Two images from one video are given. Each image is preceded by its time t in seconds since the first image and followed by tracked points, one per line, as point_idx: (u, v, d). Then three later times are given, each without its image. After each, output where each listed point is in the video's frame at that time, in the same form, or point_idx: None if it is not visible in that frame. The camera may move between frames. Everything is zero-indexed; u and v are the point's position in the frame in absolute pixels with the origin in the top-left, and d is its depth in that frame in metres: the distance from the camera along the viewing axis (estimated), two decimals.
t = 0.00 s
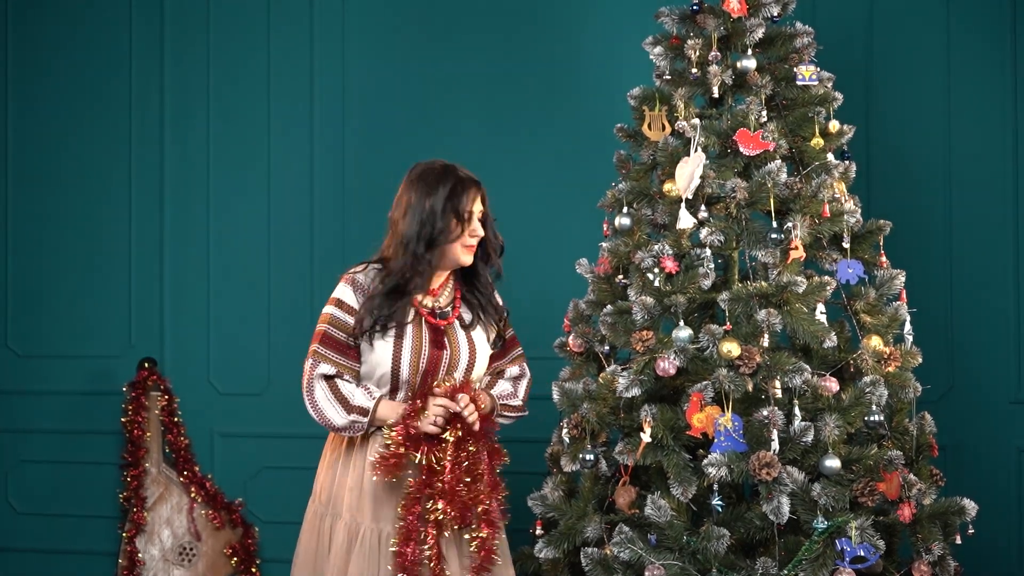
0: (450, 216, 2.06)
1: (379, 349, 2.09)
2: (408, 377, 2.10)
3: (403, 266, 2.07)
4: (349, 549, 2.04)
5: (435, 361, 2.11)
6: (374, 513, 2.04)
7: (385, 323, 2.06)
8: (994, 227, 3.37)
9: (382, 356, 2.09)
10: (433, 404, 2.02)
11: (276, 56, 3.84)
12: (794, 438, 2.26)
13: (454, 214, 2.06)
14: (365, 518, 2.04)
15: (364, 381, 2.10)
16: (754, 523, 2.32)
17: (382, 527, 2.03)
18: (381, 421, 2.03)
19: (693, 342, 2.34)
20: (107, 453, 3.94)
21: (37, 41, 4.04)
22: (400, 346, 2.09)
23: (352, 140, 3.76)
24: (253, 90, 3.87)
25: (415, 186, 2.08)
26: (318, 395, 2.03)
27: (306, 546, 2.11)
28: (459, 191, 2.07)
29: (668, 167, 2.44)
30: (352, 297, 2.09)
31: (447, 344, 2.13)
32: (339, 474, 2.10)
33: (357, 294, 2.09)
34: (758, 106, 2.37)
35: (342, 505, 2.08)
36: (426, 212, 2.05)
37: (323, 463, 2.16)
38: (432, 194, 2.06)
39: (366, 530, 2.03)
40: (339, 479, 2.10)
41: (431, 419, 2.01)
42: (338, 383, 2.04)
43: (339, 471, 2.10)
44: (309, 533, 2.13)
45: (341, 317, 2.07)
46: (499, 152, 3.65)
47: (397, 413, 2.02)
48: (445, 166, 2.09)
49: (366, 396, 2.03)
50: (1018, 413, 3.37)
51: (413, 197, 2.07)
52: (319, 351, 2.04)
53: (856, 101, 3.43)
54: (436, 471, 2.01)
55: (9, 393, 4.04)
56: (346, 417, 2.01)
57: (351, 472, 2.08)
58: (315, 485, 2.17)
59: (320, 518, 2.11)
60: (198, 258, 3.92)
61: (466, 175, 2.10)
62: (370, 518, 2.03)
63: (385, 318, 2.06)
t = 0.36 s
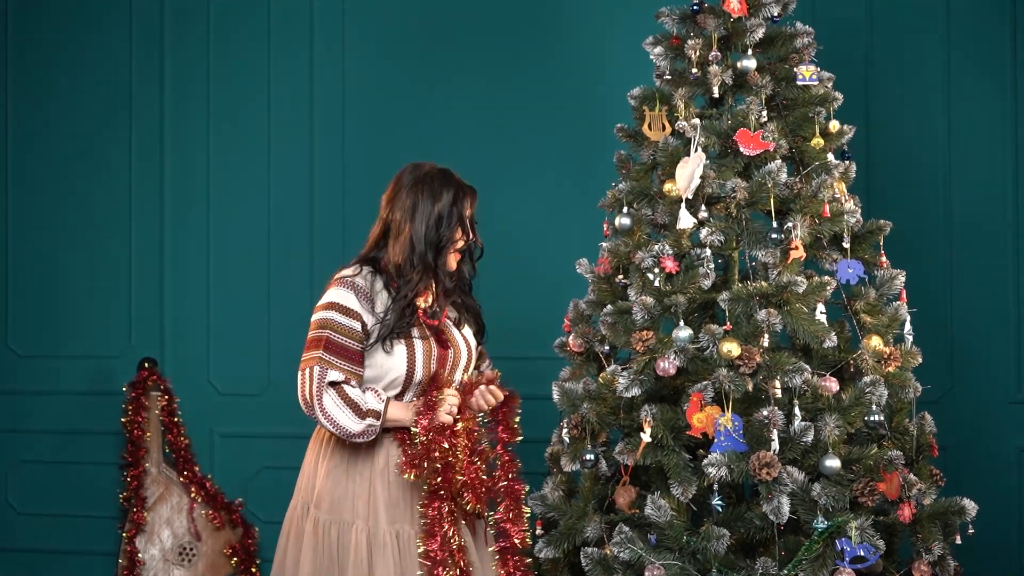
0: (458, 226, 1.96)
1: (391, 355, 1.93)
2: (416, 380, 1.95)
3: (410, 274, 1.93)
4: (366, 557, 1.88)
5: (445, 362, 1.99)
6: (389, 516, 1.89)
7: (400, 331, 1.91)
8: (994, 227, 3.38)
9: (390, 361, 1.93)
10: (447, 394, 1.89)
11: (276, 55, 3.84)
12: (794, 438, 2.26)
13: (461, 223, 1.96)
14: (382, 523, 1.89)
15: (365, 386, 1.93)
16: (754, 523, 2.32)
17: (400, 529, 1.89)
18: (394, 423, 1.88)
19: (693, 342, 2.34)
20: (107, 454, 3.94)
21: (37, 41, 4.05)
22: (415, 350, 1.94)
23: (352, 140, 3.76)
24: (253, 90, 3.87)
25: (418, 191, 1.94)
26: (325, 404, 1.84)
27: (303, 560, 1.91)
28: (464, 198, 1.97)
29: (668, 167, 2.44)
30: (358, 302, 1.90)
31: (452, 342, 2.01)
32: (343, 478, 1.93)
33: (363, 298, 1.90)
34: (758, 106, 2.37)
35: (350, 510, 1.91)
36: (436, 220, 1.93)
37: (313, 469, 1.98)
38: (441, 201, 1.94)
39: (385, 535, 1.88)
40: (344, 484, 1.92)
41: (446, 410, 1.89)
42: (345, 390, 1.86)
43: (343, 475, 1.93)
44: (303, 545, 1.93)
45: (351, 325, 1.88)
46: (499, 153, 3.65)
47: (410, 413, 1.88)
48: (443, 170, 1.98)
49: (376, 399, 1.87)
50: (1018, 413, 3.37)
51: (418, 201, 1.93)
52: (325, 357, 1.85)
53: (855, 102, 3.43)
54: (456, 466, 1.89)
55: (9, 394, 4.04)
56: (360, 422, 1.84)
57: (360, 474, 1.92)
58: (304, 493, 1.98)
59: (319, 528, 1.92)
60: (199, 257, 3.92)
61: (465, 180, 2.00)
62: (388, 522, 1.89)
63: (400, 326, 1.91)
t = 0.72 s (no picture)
0: (395, 210, 2.18)
1: (377, 345, 2.12)
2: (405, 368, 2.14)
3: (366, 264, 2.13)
4: (369, 553, 2.06)
5: (436, 351, 2.18)
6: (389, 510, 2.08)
7: (377, 319, 2.10)
8: (994, 227, 3.37)
9: (378, 351, 2.12)
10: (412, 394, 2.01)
11: (276, 56, 3.84)
12: (794, 438, 2.26)
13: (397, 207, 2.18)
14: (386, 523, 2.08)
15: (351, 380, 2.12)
16: (754, 523, 2.32)
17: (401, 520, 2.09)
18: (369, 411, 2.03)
19: (693, 342, 2.34)
20: (107, 454, 3.95)
21: (37, 41, 4.05)
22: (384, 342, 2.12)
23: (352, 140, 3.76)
24: (253, 91, 3.87)
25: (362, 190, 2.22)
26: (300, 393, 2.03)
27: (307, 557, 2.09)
28: (399, 188, 2.19)
29: (668, 167, 2.44)
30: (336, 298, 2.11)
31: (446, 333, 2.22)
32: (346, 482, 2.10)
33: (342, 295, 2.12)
34: (758, 106, 2.37)
35: (351, 508, 2.09)
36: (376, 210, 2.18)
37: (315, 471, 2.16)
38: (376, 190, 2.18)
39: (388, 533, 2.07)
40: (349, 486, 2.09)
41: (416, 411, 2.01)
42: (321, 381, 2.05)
43: (342, 477, 2.11)
44: (304, 542, 2.11)
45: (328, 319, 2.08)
46: (498, 153, 3.65)
47: (380, 410, 2.02)
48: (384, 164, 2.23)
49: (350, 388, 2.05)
50: (1018, 413, 3.37)
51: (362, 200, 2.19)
52: (306, 349, 2.05)
53: (855, 102, 3.43)
54: (431, 460, 2.03)
55: (10, 394, 4.04)
56: (329, 414, 2.02)
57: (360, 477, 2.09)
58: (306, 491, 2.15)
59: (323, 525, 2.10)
60: (199, 258, 3.92)
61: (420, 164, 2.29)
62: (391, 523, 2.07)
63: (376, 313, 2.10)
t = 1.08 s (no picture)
0: (379, 209, 2.27)
1: (351, 346, 2.23)
2: (377, 371, 2.22)
3: (345, 261, 2.28)
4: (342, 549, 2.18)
5: (412, 357, 2.23)
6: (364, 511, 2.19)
7: (345, 317, 2.21)
8: (994, 227, 3.37)
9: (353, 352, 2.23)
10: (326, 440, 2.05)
11: (276, 55, 3.84)
12: (794, 438, 2.26)
13: (379, 207, 2.27)
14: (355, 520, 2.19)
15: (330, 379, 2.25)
16: (754, 523, 2.32)
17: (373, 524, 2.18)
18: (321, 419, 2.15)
19: (693, 342, 2.35)
20: (107, 454, 3.95)
21: (37, 41, 4.05)
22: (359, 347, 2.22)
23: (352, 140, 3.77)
24: (253, 91, 3.87)
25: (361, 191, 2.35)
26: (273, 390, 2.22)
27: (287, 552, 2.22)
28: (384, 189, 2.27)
29: (668, 167, 2.44)
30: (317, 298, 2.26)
31: (426, 341, 2.26)
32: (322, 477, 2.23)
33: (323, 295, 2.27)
34: (758, 106, 2.37)
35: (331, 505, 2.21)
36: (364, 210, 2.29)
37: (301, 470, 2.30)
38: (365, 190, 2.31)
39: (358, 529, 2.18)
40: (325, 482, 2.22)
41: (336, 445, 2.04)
42: (294, 382, 2.20)
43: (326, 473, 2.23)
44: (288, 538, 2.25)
45: (305, 316, 2.23)
46: (498, 153, 3.66)
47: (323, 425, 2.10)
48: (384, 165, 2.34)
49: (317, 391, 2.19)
50: (1018, 413, 3.37)
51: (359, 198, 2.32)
52: (285, 350, 2.21)
53: (855, 102, 3.43)
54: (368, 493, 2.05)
55: (10, 393, 4.04)
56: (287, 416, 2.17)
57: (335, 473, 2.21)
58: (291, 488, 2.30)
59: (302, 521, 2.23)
60: (199, 258, 3.92)
61: (425, 167, 2.35)
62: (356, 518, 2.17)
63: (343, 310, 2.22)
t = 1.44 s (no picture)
0: (378, 212, 2.27)
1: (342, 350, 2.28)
2: (362, 375, 2.25)
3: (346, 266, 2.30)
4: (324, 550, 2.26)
5: (399, 363, 2.24)
6: (347, 515, 2.25)
7: (338, 322, 2.25)
8: (994, 227, 3.38)
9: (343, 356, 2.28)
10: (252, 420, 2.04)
11: (276, 56, 3.84)
12: (794, 438, 2.26)
13: (377, 211, 2.27)
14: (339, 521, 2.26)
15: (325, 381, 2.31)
16: (754, 523, 2.32)
17: (354, 529, 2.24)
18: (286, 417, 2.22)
19: (693, 342, 2.35)
20: (107, 454, 3.95)
21: (37, 41, 4.05)
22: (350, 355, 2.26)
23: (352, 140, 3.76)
24: (253, 91, 3.87)
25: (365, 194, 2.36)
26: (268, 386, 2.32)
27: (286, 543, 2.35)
28: (383, 192, 2.26)
29: (668, 167, 2.44)
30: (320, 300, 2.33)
31: (413, 347, 2.25)
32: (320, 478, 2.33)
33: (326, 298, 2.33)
34: (758, 106, 2.37)
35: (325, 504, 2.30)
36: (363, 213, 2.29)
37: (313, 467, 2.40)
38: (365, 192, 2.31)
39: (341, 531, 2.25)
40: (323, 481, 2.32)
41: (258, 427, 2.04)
42: (286, 381, 2.29)
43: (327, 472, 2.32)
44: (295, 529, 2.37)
45: (304, 318, 2.30)
46: (499, 153, 3.66)
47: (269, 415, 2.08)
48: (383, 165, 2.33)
49: (296, 392, 2.27)
50: (1018, 413, 3.37)
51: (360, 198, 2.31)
52: (282, 349, 2.30)
53: (855, 102, 3.43)
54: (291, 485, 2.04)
55: (10, 393, 4.04)
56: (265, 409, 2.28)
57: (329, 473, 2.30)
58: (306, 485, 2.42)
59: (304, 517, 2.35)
60: (199, 258, 3.92)
61: (426, 167, 2.32)
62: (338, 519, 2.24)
63: (338, 314, 2.27)
